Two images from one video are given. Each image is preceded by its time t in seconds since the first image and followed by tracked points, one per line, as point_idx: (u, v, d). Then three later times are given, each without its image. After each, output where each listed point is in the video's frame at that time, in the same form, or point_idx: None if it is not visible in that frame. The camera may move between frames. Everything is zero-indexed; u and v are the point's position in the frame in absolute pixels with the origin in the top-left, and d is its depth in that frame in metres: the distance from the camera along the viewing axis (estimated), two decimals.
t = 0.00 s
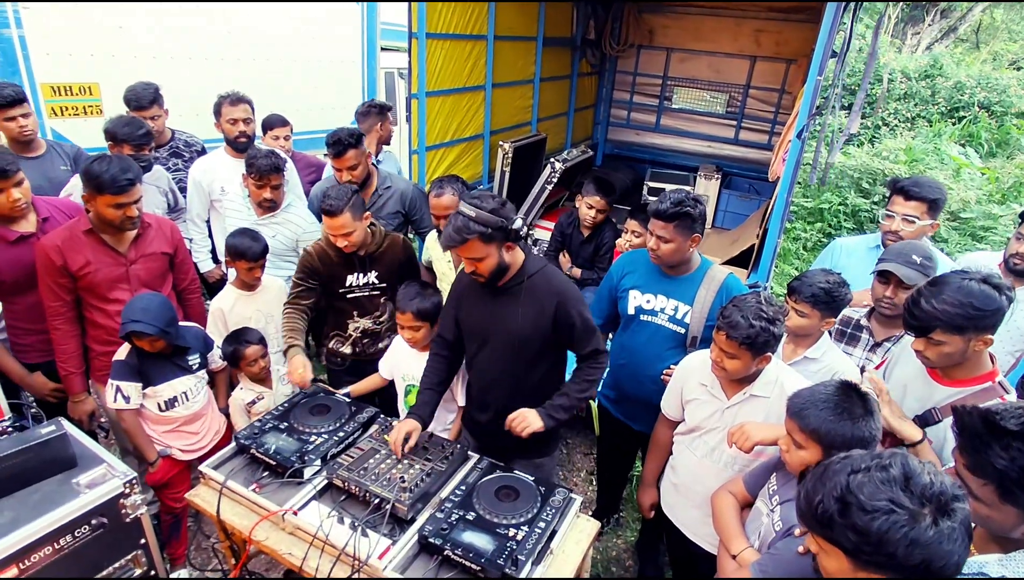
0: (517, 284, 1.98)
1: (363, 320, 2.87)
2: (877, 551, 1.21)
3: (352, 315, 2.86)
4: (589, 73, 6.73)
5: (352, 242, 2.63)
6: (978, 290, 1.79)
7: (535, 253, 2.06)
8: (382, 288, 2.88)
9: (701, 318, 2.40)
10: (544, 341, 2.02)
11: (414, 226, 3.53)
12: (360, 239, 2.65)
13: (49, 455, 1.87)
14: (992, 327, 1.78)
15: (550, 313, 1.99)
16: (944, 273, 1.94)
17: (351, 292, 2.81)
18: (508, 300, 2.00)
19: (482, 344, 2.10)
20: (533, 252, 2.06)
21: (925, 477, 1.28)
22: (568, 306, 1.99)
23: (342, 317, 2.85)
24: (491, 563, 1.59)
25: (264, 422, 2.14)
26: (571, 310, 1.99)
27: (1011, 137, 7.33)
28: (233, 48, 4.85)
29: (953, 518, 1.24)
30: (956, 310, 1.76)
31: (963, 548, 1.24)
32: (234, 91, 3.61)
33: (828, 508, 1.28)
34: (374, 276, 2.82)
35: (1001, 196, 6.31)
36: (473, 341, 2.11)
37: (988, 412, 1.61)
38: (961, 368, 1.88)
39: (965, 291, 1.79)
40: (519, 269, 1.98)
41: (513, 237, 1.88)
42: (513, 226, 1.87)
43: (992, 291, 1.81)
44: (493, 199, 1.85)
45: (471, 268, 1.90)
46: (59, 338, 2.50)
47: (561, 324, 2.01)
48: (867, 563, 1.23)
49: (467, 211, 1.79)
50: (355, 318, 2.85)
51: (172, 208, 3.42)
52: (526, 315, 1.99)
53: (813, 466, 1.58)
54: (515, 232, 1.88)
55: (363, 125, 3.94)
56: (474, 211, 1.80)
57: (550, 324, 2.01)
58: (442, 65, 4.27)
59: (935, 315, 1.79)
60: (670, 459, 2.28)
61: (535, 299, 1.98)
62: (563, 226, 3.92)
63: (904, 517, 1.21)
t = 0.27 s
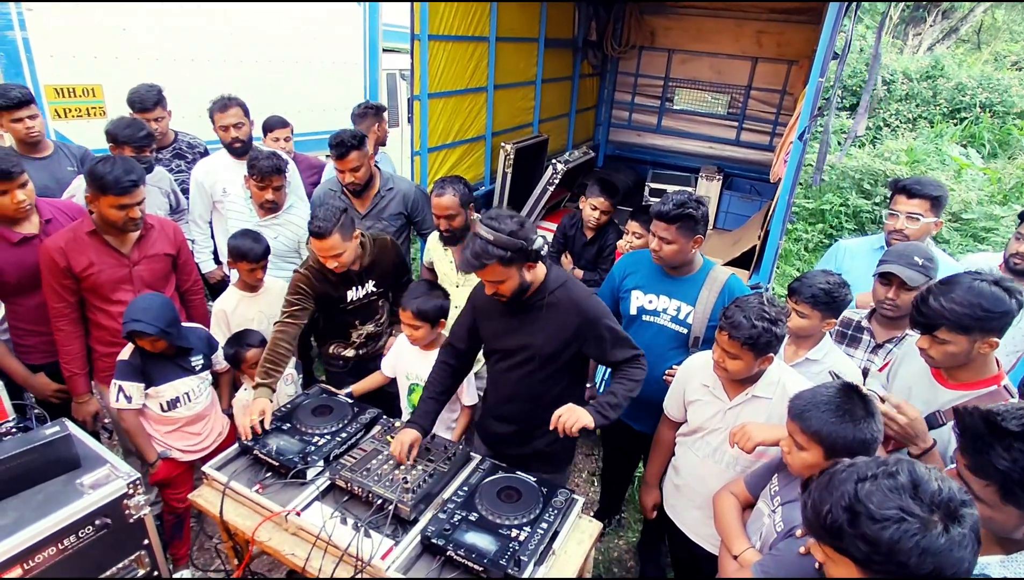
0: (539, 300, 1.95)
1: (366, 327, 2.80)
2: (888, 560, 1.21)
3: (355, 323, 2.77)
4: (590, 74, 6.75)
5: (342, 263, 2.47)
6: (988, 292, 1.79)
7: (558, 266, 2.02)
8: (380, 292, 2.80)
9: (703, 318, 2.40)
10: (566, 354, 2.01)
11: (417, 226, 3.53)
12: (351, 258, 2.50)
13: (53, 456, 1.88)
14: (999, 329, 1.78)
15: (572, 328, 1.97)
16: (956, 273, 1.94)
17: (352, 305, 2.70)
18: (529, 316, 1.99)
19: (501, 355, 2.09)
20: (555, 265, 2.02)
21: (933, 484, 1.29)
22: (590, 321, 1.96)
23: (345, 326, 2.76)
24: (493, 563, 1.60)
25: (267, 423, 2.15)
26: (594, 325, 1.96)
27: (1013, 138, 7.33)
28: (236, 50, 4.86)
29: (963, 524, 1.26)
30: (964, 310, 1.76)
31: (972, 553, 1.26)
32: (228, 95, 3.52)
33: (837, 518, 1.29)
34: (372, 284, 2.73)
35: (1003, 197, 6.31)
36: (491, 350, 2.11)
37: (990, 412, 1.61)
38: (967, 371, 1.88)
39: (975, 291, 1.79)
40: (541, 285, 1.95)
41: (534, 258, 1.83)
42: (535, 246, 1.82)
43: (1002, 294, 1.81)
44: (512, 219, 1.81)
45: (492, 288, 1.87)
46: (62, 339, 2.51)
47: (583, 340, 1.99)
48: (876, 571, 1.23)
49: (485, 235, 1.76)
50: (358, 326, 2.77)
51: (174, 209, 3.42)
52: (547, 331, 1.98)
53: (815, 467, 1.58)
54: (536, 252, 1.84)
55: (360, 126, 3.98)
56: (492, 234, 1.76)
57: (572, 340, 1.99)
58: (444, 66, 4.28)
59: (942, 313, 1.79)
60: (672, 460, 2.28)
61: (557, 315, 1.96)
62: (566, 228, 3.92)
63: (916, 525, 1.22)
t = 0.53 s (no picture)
0: (559, 308, 1.94)
1: (362, 330, 2.80)
2: (894, 565, 1.21)
3: (351, 328, 2.78)
4: (590, 75, 6.75)
5: (336, 269, 2.46)
6: (980, 297, 1.80)
7: (581, 275, 2.01)
8: (375, 295, 2.80)
9: (702, 319, 2.40)
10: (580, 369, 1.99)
11: (416, 227, 3.53)
12: (346, 263, 2.49)
13: (53, 457, 1.88)
14: (996, 334, 1.78)
15: (589, 340, 1.96)
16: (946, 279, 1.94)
17: (347, 310, 2.70)
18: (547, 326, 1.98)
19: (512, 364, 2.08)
20: (579, 273, 2.01)
21: (937, 488, 1.29)
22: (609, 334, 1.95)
23: (342, 329, 2.76)
24: (492, 564, 1.60)
25: (267, 424, 2.15)
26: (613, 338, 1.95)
27: (1012, 139, 7.32)
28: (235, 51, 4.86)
29: (967, 528, 1.26)
30: (958, 318, 1.76)
31: (978, 557, 1.26)
32: (217, 100, 3.48)
33: (840, 523, 1.29)
34: (367, 288, 2.72)
35: (1003, 197, 6.30)
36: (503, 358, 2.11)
37: (988, 413, 1.61)
38: (973, 373, 1.88)
39: (967, 298, 1.79)
40: (564, 294, 1.94)
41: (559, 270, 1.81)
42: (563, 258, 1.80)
43: (995, 298, 1.81)
44: (543, 229, 1.81)
45: (513, 296, 1.86)
46: (62, 341, 2.51)
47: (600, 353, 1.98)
48: (880, 575, 1.23)
49: (513, 240, 1.76)
50: (354, 329, 2.78)
51: (173, 211, 3.42)
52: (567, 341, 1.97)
53: (815, 468, 1.58)
54: (561, 265, 1.81)
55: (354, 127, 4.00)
56: (520, 241, 1.75)
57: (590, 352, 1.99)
58: (443, 67, 4.28)
59: (936, 322, 1.80)
60: (672, 461, 2.28)
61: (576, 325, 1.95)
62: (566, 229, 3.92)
63: (921, 529, 1.22)
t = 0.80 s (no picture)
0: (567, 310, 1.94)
1: (360, 332, 2.80)
2: (892, 565, 1.21)
3: (350, 329, 2.78)
4: (588, 75, 6.75)
5: (331, 270, 2.45)
6: (980, 296, 1.80)
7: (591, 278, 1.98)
8: (373, 297, 2.80)
9: (700, 319, 2.40)
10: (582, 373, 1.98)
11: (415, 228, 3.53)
12: (341, 264, 2.48)
13: (50, 459, 1.87)
14: (995, 332, 1.78)
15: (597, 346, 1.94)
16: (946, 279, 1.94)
17: (343, 311, 2.69)
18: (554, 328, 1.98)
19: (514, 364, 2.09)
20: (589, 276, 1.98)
21: (935, 487, 1.29)
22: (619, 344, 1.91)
23: (340, 330, 2.76)
24: (492, 565, 1.59)
25: (266, 425, 2.15)
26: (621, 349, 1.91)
27: (1010, 138, 7.32)
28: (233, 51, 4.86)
29: (965, 528, 1.26)
30: (958, 317, 1.76)
31: (976, 558, 1.25)
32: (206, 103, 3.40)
33: (839, 523, 1.29)
34: (364, 289, 2.72)
35: (1001, 197, 6.30)
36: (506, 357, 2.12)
37: (984, 413, 1.61)
38: (972, 372, 1.88)
39: (966, 296, 1.80)
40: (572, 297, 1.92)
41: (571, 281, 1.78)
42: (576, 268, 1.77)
43: (993, 296, 1.81)
44: (558, 239, 1.76)
45: (522, 299, 1.86)
46: (61, 342, 2.51)
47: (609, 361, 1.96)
48: (879, 576, 1.23)
49: (526, 248, 1.73)
50: (352, 331, 2.78)
51: (171, 211, 3.42)
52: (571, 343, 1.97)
53: (814, 468, 1.58)
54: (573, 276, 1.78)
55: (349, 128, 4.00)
56: (533, 250, 1.73)
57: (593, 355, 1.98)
58: (442, 68, 4.28)
59: (935, 320, 1.80)
60: (671, 462, 2.28)
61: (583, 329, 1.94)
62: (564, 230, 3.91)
63: (919, 529, 1.22)
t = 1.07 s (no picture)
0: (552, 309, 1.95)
1: (359, 332, 2.80)
2: (883, 568, 1.21)
3: (348, 329, 2.77)
4: (586, 75, 6.75)
5: (328, 272, 2.45)
6: (977, 292, 1.80)
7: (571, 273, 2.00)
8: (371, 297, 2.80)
9: (698, 319, 2.40)
10: (577, 361, 1.99)
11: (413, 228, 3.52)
12: (338, 266, 2.48)
13: (47, 460, 1.87)
14: (992, 329, 1.78)
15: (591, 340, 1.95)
16: (944, 277, 1.94)
17: (342, 312, 2.69)
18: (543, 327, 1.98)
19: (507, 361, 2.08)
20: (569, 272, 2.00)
21: (927, 489, 1.29)
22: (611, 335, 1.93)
23: (339, 331, 2.76)
24: (489, 565, 1.59)
25: (264, 426, 2.15)
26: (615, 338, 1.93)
27: (1009, 138, 7.34)
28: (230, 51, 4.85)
29: (957, 530, 1.26)
30: (954, 313, 1.76)
31: (968, 559, 1.25)
32: (199, 106, 3.39)
33: (831, 525, 1.29)
34: (362, 290, 2.72)
35: (1000, 196, 6.30)
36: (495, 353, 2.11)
37: (980, 412, 1.60)
38: (969, 370, 1.88)
39: (962, 293, 1.80)
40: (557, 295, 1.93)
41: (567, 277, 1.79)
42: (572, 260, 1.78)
43: (989, 292, 1.81)
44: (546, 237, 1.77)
45: (516, 303, 1.85)
46: (58, 342, 2.50)
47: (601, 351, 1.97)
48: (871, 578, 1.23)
49: (520, 254, 1.71)
50: (351, 331, 2.78)
51: (168, 212, 3.41)
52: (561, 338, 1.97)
53: (812, 467, 1.58)
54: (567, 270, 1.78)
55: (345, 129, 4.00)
56: (527, 253, 1.72)
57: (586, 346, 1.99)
58: (440, 67, 4.28)
59: (932, 317, 1.80)
60: (670, 461, 2.28)
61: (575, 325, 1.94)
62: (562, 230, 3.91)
63: (910, 531, 1.22)
